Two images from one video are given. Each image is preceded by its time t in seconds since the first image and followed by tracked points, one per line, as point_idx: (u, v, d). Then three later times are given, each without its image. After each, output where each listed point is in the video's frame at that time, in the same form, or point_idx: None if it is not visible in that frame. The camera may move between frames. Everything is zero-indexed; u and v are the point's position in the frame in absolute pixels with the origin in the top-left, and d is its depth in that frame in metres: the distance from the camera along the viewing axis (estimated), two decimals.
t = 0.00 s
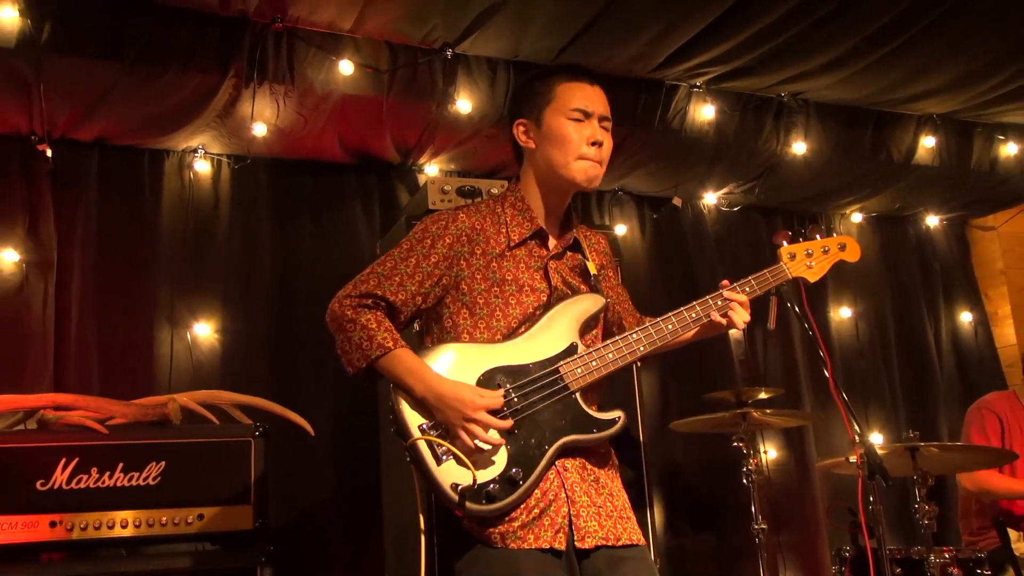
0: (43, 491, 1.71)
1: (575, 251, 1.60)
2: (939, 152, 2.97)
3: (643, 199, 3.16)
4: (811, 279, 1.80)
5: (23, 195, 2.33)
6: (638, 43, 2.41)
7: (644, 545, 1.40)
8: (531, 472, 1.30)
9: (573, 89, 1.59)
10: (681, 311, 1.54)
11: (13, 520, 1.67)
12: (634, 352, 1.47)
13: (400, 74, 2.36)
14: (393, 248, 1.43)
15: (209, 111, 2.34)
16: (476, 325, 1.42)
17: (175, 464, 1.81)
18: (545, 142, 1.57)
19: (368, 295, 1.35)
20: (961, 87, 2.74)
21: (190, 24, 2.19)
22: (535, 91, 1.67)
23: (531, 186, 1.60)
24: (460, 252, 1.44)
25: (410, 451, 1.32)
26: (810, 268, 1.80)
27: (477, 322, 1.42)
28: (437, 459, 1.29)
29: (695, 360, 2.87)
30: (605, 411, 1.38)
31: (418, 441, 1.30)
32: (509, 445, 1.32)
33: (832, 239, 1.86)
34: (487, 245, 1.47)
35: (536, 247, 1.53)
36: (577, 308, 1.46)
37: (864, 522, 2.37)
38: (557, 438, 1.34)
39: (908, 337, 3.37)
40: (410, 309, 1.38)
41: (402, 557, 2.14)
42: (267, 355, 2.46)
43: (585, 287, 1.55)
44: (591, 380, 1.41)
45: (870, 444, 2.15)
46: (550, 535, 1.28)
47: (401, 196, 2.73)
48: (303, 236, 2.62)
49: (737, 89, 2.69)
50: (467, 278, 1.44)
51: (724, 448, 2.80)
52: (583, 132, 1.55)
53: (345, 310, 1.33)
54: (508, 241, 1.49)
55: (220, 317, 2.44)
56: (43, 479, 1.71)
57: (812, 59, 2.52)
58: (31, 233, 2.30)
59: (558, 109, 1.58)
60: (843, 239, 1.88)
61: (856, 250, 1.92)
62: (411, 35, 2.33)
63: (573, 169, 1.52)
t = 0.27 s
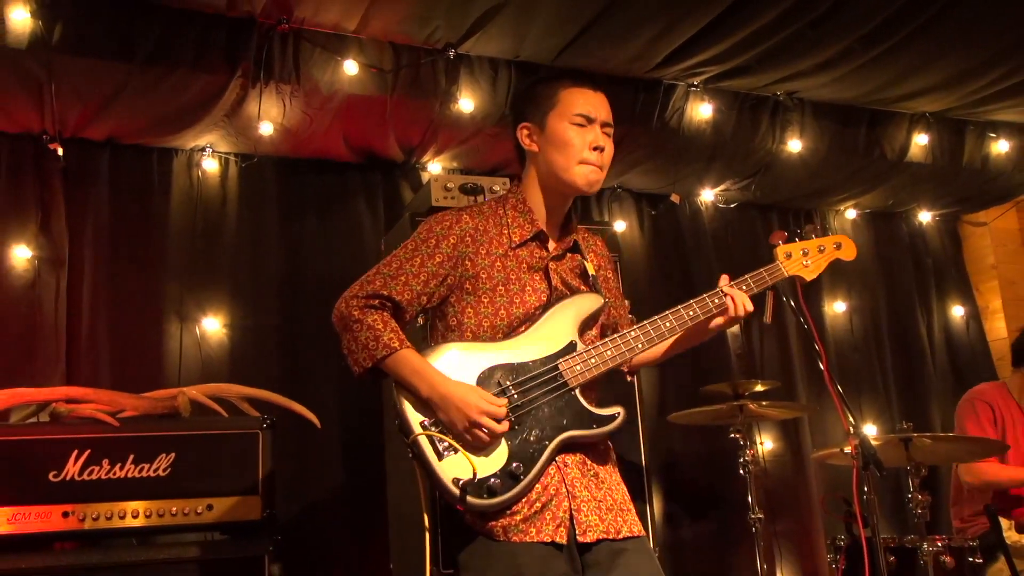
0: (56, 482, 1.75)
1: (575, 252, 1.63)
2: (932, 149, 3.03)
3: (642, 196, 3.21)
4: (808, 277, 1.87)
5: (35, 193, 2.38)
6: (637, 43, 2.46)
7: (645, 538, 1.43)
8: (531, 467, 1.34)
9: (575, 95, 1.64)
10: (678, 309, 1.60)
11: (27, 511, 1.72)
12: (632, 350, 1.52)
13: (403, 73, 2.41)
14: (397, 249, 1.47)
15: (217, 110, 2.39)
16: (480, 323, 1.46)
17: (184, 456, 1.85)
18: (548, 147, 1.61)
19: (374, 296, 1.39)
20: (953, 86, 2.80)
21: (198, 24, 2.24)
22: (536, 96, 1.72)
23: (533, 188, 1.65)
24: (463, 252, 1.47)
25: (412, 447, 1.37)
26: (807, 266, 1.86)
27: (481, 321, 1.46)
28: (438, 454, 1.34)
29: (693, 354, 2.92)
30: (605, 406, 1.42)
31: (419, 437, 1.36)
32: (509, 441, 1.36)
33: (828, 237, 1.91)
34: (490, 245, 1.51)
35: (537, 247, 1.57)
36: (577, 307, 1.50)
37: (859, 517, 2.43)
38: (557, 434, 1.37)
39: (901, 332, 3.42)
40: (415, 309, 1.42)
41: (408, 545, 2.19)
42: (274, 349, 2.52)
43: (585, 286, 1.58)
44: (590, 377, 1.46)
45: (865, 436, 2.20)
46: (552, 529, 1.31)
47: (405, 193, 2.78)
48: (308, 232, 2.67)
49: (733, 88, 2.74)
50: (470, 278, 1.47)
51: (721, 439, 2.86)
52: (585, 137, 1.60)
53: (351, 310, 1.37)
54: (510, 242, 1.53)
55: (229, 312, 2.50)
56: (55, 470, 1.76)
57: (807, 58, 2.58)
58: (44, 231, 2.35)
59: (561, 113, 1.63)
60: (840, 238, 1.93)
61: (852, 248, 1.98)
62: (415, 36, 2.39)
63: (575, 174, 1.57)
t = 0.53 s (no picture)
0: (71, 471, 1.79)
1: (576, 245, 1.65)
2: (925, 144, 3.08)
3: (641, 191, 3.27)
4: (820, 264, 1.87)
5: (48, 190, 2.44)
6: (635, 41, 2.52)
7: (649, 523, 1.44)
8: (524, 454, 1.36)
9: (568, 91, 1.65)
10: (683, 298, 1.60)
11: (42, 500, 1.76)
12: (633, 339, 1.53)
13: (407, 71, 2.47)
14: (395, 249, 1.52)
15: (225, 109, 2.44)
16: (478, 317, 1.49)
17: (197, 445, 1.90)
18: (541, 144, 1.63)
19: (371, 294, 1.45)
20: (945, 81, 2.86)
21: (206, 25, 2.29)
22: (532, 92, 1.73)
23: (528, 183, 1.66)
24: (457, 249, 1.51)
25: (408, 435, 1.42)
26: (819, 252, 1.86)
27: (479, 314, 1.49)
28: (431, 442, 1.39)
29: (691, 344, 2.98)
30: (602, 396, 1.43)
31: (414, 426, 1.40)
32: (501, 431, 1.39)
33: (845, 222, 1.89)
34: (485, 241, 1.54)
35: (535, 241, 1.59)
36: (576, 299, 1.53)
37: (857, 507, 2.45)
38: (551, 423, 1.39)
39: (895, 322, 3.48)
40: (412, 305, 1.46)
41: (413, 532, 2.24)
42: (282, 342, 2.58)
43: (586, 279, 1.60)
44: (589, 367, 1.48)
45: (860, 423, 2.26)
46: (548, 516, 1.33)
47: (410, 189, 2.84)
48: (315, 227, 2.73)
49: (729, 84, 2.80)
50: (466, 274, 1.51)
51: (720, 428, 2.92)
52: (577, 132, 1.60)
53: (348, 308, 1.43)
54: (506, 237, 1.56)
55: (238, 305, 2.56)
56: (70, 459, 1.80)
57: (802, 55, 2.63)
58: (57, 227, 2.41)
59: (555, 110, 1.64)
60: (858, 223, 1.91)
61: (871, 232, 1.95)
62: (419, 35, 2.45)
63: (567, 169, 1.58)
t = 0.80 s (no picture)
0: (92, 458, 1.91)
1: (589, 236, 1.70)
2: (923, 135, 3.13)
3: (644, 182, 3.32)
4: (834, 246, 1.88)
5: (66, 184, 2.50)
6: (638, 35, 2.57)
7: (654, 507, 1.48)
8: (526, 450, 1.41)
9: (585, 92, 1.69)
10: (687, 287, 1.62)
11: (65, 486, 1.87)
12: (637, 331, 1.57)
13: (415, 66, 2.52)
14: (419, 242, 1.55)
15: (237, 104, 2.50)
16: (487, 310, 1.53)
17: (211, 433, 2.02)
18: (555, 142, 1.67)
19: (401, 287, 1.48)
20: (943, 73, 2.90)
21: (219, 22, 2.35)
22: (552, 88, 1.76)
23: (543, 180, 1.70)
24: (477, 240, 1.55)
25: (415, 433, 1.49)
26: (834, 234, 1.88)
27: (495, 306, 1.54)
28: (436, 441, 1.45)
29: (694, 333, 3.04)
30: (605, 389, 1.48)
31: (419, 425, 1.47)
32: (505, 429, 1.44)
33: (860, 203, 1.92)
34: (504, 233, 1.58)
35: (550, 234, 1.63)
36: (582, 292, 1.56)
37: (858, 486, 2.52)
38: (554, 418, 1.44)
39: (894, 310, 3.54)
40: (440, 293, 1.50)
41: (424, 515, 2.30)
42: (295, 331, 2.64)
43: (595, 270, 1.64)
44: (593, 359, 1.52)
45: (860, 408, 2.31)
46: (546, 506, 1.37)
47: (418, 182, 2.89)
48: (325, 219, 2.79)
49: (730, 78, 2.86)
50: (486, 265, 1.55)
51: (723, 414, 2.98)
52: (591, 134, 1.64)
53: (382, 301, 1.46)
54: (523, 230, 1.60)
55: (251, 296, 2.62)
56: (92, 447, 1.91)
57: (802, 48, 2.68)
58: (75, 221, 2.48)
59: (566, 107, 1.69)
60: (873, 202, 1.94)
61: (887, 214, 1.97)
62: (426, 30, 2.50)
63: (578, 171, 1.63)
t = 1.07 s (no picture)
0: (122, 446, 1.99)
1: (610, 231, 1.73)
2: (930, 123, 3.17)
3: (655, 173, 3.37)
4: (848, 249, 1.97)
5: (92, 179, 2.58)
6: (648, 27, 2.61)
7: (670, 494, 1.54)
8: (547, 437, 1.46)
9: (661, 127, 1.64)
10: (706, 284, 1.68)
11: (96, 472, 1.96)
12: (655, 325, 1.64)
13: (430, 61, 2.58)
14: (448, 238, 1.58)
15: (257, 100, 2.55)
16: (509, 302, 1.58)
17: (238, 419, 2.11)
18: (614, 161, 1.63)
19: (434, 287, 1.51)
20: (950, 62, 2.94)
21: (239, 20, 2.41)
22: (618, 99, 1.69)
23: (582, 185, 1.69)
24: (502, 236, 1.57)
25: (437, 419, 1.53)
26: (848, 237, 1.96)
27: (517, 300, 1.58)
28: (459, 427, 1.50)
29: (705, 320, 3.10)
30: (625, 382, 1.53)
31: (443, 411, 1.51)
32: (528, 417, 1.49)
33: (874, 208, 2.00)
34: (529, 228, 1.60)
35: (574, 233, 1.65)
36: (603, 286, 1.61)
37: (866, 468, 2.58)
38: (576, 406, 1.48)
39: (902, 297, 3.58)
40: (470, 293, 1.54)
41: (443, 499, 2.37)
42: (315, 321, 2.70)
43: (615, 264, 1.68)
44: (610, 353, 1.58)
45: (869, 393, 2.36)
46: (565, 493, 1.43)
47: (434, 174, 2.95)
48: (343, 211, 2.85)
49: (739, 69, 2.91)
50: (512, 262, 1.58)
51: (734, 399, 3.04)
52: (650, 173, 1.62)
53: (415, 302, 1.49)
54: (547, 227, 1.62)
55: (273, 287, 2.69)
56: (121, 434, 2.00)
57: (810, 39, 2.72)
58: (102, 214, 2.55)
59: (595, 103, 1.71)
60: (887, 209, 2.02)
61: (899, 220, 2.05)
62: (441, 25, 2.56)
63: (626, 202, 1.63)
